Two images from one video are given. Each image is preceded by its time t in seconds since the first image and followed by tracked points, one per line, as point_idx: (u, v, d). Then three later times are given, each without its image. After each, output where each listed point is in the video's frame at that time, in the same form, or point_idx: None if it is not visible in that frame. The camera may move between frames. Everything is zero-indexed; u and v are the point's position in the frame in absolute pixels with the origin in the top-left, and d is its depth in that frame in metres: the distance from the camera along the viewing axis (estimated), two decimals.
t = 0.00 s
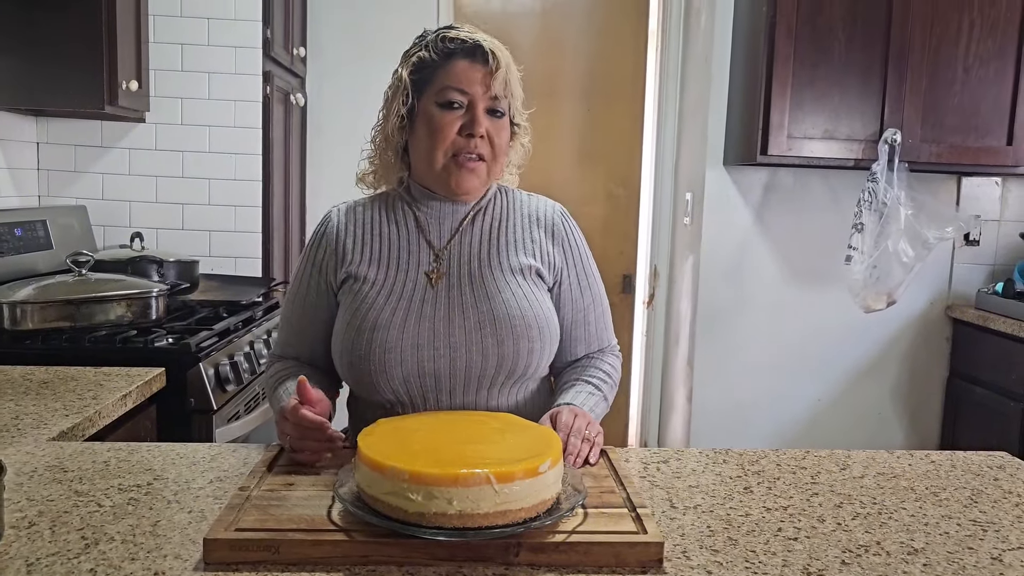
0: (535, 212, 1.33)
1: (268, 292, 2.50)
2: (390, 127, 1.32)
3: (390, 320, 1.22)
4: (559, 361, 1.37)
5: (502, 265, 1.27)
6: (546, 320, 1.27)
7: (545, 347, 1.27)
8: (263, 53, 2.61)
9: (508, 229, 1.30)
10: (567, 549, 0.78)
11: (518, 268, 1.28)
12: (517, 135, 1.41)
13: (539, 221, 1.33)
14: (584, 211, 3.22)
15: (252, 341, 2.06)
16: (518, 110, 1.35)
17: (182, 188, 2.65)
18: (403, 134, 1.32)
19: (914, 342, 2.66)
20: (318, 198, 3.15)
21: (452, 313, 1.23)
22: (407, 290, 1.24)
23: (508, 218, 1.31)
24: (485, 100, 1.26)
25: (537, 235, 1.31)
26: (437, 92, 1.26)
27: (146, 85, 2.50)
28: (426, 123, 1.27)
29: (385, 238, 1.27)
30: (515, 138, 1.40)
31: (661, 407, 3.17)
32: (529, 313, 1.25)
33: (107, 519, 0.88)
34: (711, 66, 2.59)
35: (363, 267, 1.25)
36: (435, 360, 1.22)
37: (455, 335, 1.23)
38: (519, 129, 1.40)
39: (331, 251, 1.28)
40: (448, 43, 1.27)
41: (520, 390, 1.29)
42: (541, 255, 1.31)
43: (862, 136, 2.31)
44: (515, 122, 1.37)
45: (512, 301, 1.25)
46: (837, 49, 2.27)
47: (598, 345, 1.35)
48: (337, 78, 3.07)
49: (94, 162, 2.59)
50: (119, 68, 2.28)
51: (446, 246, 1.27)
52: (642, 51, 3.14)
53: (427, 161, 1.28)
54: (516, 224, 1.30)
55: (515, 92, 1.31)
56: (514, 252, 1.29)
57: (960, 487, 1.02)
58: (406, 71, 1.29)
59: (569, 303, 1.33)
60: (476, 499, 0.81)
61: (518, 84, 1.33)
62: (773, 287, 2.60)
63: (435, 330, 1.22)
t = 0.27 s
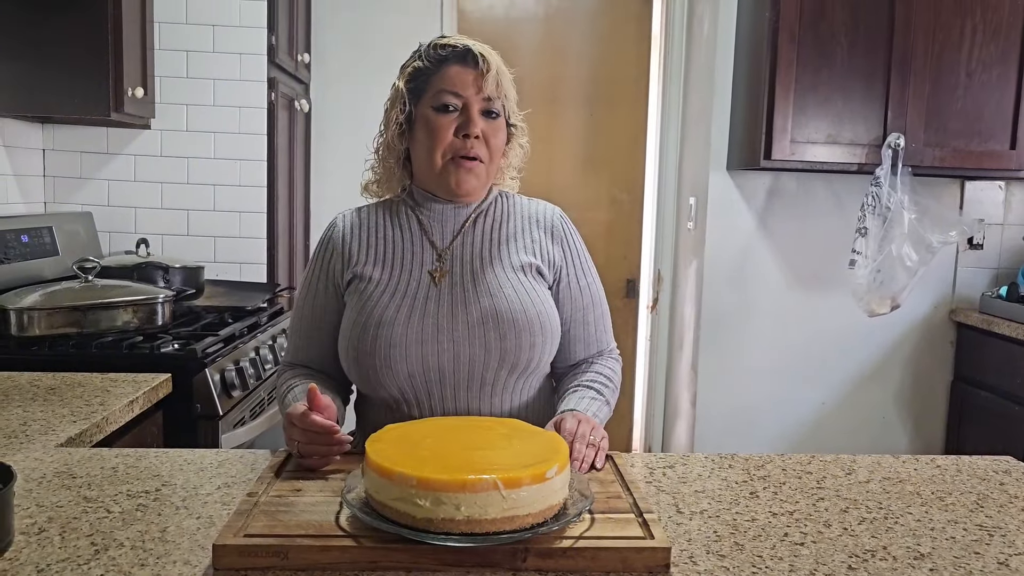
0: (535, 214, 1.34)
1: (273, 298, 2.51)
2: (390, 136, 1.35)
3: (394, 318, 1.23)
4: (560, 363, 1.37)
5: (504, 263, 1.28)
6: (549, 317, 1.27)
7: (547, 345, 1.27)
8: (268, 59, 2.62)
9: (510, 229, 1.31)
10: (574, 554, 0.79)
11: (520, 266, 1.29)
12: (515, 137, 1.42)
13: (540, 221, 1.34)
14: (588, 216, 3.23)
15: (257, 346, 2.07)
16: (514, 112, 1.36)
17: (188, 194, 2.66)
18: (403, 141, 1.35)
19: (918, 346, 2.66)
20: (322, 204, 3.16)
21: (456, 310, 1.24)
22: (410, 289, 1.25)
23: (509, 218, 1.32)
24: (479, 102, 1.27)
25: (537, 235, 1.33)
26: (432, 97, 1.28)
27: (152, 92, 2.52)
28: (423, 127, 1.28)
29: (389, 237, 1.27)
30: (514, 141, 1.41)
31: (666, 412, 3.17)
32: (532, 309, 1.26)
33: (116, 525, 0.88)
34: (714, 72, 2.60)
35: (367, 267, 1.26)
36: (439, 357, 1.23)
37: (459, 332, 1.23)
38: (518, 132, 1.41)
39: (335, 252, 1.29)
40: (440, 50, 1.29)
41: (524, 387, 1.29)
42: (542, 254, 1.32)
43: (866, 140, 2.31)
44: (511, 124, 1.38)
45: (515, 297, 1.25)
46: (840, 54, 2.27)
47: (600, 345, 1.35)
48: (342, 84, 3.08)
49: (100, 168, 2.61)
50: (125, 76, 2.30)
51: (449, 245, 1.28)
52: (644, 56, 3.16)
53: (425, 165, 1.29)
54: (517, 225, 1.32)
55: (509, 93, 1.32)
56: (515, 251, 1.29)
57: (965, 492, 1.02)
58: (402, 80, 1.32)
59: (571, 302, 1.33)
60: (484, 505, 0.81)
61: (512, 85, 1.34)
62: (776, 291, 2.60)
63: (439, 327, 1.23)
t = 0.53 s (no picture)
0: (535, 216, 1.35)
1: (278, 301, 2.51)
2: (389, 141, 1.35)
3: (394, 320, 1.23)
4: (560, 364, 1.37)
5: (503, 264, 1.29)
6: (548, 317, 1.28)
7: (547, 344, 1.28)
8: (273, 64, 2.64)
9: (509, 231, 1.32)
10: (580, 557, 0.79)
11: (519, 267, 1.30)
12: (512, 139, 1.43)
13: (539, 223, 1.35)
14: (592, 219, 3.23)
15: (263, 350, 2.07)
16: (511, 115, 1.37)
17: (194, 198, 2.68)
18: (401, 147, 1.35)
19: (923, 349, 2.66)
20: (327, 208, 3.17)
21: (456, 311, 1.25)
22: (411, 290, 1.25)
23: (508, 220, 1.33)
24: (474, 106, 1.28)
25: (536, 236, 1.33)
26: (428, 102, 1.29)
27: (158, 97, 2.53)
28: (420, 132, 1.29)
29: (390, 240, 1.28)
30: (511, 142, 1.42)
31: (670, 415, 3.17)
32: (531, 309, 1.26)
33: (124, 528, 0.89)
34: (718, 75, 2.60)
35: (367, 269, 1.27)
36: (440, 358, 1.23)
37: (459, 332, 1.24)
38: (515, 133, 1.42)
39: (336, 255, 1.30)
40: (436, 56, 1.29)
41: (524, 387, 1.29)
42: (541, 255, 1.32)
43: (870, 143, 2.31)
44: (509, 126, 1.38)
45: (514, 298, 1.26)
46: (845, 56, 2.27)
47: (600, 347, 1.35)
48: (347, 88, 3.09)
49: (107, 173, 2.62)
50: (131, 81, 2.31)
51: (449, 247, 1.29)
52: (648, 60, 3.16)
53: (423, 169, 1.30)
54: (516, 227, 1.33)
55: (506, 96, 1.32)
56: (515, 253, 1.30)
57: (971, 495, 1.02)
58: (399, 87, 1.33)
59: (570, 302, 1.34)
60: (490, 507, 0.82)
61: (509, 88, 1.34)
62: (781, 294, 2.60)
63: (439, 328, 1.24)
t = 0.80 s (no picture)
0: (534, 218, 1.36)
1: (283, 304, 2.52)
2: (388, 146, 1.36)
3: (396, 323, 1.24)
4: (559, 365, 1.37)
5: (504, 267, 1.30)
6: (549, 320, 1.29)
7: (548, 347, 1.29)
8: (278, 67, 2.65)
9: (509, 234, 1.32)
10: (582, 557, 0.80)
11: (519, 271, 1.30)
12: (511, 139, 1.43)
13: (538, 226, 1.35)
14: (595, 221, 3.23)
15: (267, 352, 2.08)
16: (508, 114, 1.37)
17: (199, 200, 2.69)
18: (400, 151, 1.37)
19: (926, 350, 2.65)
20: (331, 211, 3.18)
21: (458, 315, 1.25)
22: (413, 294, 1.26)
23: (508, 223, 1.33)
24: (469, 107, 1.28)
25: (536, 240, 1.34)
26: (424, 106, 1.30)
27: (163, 100, 2.54)
28: (417, 136, 1.30)
29: (392, 244, 1.29)
30: (510, 142, 1.42)
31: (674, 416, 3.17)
32: (532, 312, 1.27)
33: (130, 529, 0.89)
34: (721, 77, 2.61)
35: (369, 273, 1.27)
36: (441, 361, 1.24)
37: (461, 336, 1.25)
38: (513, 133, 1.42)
39: (338, 259, 1.30)
40: (429, 60, 1.30)
41: (526, 388, 1.30)
42: (541, 258, 1.33)
43: (874, 144, 2.31)
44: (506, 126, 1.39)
45: (516, 301, 1.27)
46: (848, 57, 2.27)
47: (600, 348, 1.36)
48: (351, 91, 3.11)
49: (111, 175, 2.63)
50: (137, 84, 2.32)
51: (450, 251, 1.29)
52: (652, 61, 3.17)
53: (422, 172, 1.31)
54: (516, 230, 1.33)
55: (501, 96, 1.33)
56: (515, 256, 1.31)
57: (972, 496, 1.02)
58: (395, 92, 1.34)
59: (570, 304, 1.35)
60: (493, 508, 0.82)
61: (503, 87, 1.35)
62: (784, 295, 2.60)
63: (441, 331, 1.25)
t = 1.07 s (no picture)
0: (535, 218, 1.36)
1: (286, 303, 2.53)
2: (388, 148, 1.37)
3: (398, 322, 1.25)
4: (559, 364, 1.38)
5: (505, 267, 1.30)
6: (550, 319, 1.29)
7: (549, 346, 1.29)
8: (280, 66, 2.66)
9: (510, 234, 1.33)
10: (581, 554, 0.80)
11: (520, 270, 1.31)
12: (510, 137, 1.44)
13: (539, 225, 1.36)
14: (598, 220, 3.23)
15: (270, 351, 2.09)
16: (505, 112, 1.37)
17: (202, 200, 2.69)
18: (400, 153, 1.37)
19: (930, 349, 2.65)
20: (334, 210, 3.19)
21: (459, 314, 1.26)
22: (414, 293, 1.26)
23: (508, 223, 1.34)
24: (466, 107, 1.28)
25: (537, 239, 1.34)
26: (420, 107, 1.30)
27: (166, 100, 2.55)
28: (415, 137, 1.31)
29: (393, 243, 1.29)
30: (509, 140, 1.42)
31: (677, 415, 3.17)
32: (533, 311, 1.27)
33: (132, 526, 0.90)
34: (723, 76, 2.60)
35: (371, 272, 1.28)
36: (443, 359, 1.25)
37: (462, 335, 1.25)
38: (512, 130, 1.42)
39: (339, 258, 1.31)
40: (424, 62, 1.31)
41: (527, 387, 1.30)
42: (542, 257, 1.33)
43: (876, 143, 2.31)
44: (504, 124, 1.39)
45: (517, 300, 1.27)
46: (850, 56, 2.27)
47: (600, 347, 1.36)
48: (353, 91, 3.11)
49: (115, 175, 2.64)
50: (140, 84, 2.33)
51: (451, 250, 1.30)
52: (654, 61, 3.17)
53: (421, 174, 1.31)
54: (517, 229, 1.34)
55: (497, 95, 1.33)
56: (516, 255, 1.31)
57: (973, 494, 1.02)
58: (393, 95, 1.35)
59: (571, 303, 1.35)
60: (492, 505, 0.82)
61: (500, 86, 1.34)
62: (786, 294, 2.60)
63: (442, 330, 1.25)
